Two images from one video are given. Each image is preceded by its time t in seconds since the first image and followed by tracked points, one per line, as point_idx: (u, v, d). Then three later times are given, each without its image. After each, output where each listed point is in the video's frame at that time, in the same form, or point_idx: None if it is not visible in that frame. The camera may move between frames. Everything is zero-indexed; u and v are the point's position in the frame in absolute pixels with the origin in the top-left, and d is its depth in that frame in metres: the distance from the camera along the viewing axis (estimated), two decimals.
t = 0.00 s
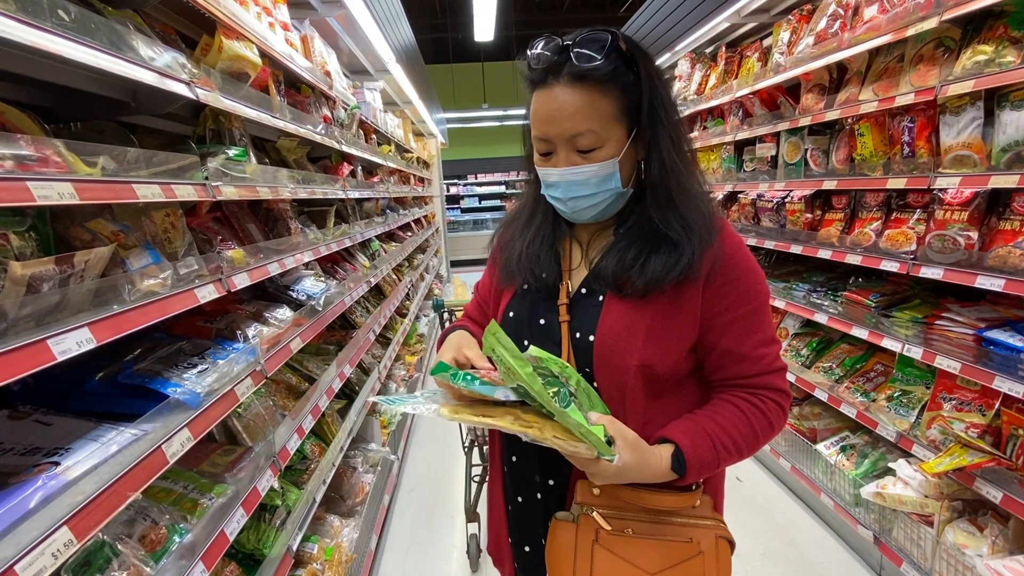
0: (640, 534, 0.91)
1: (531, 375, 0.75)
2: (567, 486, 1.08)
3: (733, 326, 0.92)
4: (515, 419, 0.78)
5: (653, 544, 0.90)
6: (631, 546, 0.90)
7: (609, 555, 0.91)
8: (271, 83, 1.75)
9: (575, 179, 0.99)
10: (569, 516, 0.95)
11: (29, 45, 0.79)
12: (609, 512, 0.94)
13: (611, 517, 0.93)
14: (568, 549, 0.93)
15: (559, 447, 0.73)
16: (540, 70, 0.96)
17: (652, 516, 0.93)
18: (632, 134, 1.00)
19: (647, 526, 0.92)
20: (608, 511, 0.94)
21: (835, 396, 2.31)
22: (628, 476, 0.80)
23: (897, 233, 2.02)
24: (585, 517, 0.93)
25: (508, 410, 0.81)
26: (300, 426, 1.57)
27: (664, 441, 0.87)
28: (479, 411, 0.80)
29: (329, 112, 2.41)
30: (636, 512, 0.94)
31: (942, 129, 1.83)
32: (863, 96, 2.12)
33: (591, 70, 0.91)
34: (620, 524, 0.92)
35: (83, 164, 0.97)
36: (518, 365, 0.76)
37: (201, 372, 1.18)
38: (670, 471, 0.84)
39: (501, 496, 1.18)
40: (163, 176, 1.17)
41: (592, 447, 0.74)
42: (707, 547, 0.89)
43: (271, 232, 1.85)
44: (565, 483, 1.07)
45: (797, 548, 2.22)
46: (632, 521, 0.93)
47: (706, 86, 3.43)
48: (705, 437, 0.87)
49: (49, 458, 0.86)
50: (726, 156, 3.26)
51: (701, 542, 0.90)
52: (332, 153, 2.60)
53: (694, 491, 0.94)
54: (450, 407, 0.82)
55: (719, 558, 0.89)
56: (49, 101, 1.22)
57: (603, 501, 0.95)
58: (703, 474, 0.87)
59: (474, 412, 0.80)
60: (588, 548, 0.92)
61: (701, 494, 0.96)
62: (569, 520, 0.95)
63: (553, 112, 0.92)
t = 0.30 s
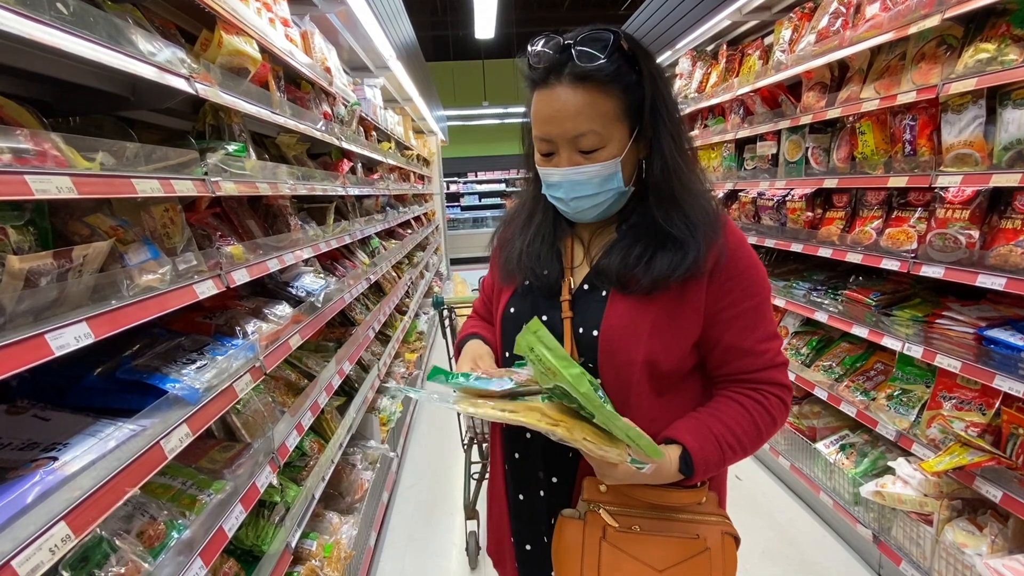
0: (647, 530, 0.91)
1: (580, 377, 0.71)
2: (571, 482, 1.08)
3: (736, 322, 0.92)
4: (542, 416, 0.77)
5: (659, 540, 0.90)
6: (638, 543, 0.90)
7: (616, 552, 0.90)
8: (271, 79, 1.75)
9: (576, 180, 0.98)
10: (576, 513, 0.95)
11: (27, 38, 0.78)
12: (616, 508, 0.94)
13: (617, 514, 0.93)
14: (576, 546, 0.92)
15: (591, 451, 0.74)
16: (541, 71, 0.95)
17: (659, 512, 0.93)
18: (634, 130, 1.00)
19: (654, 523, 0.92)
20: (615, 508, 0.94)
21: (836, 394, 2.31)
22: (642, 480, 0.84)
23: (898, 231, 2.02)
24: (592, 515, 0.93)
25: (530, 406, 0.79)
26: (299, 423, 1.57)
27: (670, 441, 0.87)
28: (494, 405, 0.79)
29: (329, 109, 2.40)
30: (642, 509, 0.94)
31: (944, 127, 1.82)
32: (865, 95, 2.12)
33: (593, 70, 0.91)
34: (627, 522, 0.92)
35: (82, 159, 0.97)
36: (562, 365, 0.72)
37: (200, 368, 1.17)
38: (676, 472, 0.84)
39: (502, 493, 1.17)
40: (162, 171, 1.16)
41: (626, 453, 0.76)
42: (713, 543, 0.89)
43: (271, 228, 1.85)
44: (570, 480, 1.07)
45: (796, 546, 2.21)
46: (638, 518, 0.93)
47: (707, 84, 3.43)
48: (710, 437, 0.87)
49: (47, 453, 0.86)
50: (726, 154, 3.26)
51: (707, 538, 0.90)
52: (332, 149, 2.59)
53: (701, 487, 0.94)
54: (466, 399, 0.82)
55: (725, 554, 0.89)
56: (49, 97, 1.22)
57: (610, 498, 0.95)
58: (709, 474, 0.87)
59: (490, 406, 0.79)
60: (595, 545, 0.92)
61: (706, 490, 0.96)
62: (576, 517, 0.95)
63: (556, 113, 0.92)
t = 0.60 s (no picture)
0: (648, 528, 0.91)
1: (615, 387, 0.71)
2: (571, 479, 1.08)
3: (737, 319, 0.92)
4: (563, 422, 0.77)
5: (660, 538, 0.89)
6: (639, 540, 0.90)
7: (616, 549, 0.90)
8: (270, 74, 1.74)
9: (576, 174, 0.98)
10: (575, 510, 0.94)
11: (23, 29, 0.78)
12: (616, 506, 0.93)
13: (618, 511, 0.92)
14: (576, 542, 0.92)
15: (613, 460, 0.75)
16: (540, 65, 0.94)
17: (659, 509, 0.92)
18: (633, 126, 0.99)
19: (655, 520, 0.91)
20: (615, 505, 0.93)
21: (835, 393, 2.32)
22: (657, 486, 0.87)
23: (898, 230, 2.02)
24: (592, 511, 0.92)
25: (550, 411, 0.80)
26: (298, 419, 1.57)
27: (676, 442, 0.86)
28: (511, 408, 0.80)
29: (329, 104, 2.39)
30: (643, 506, 0.93)
31: (945, 125, 1.82)
32: (866, 92, 2.11)
33: (591, 64, 0.90)
34: (628, 519, 0.91)
35: (78, 152, 0.96)
36: (595, 374, 0.72)
37: (198, 364, 1.17)
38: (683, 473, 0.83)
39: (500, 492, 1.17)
40: (159, 164, 1.15)
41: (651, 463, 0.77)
42: (713, 540, 0.89)
43: (270, 224, 1.84)
44: (570, 476, 1.07)
45: (795, 545, 2.21)
46: (639, 515, 0.92)
47: (707, 82, 3.42)
48: (714, 436, 0.86)
49: (43, 449, 0.85)
50: (726, 152, 3.25)
51: (708, 535, 0.90)
52: (332, 145, 2.58)
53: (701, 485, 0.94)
54: (484, 402, 0.82)
55: (725, 551, 0.89)
56: (44, 88, 1.21)
57: (610, 495, 0.95)
58: (716, 474, 0.86)
59: (508, 409, 0.79)
60: (595, 543, 0.91)
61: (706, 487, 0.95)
62: (576, 514, 0.94)
63: (555, 107, 0.91)
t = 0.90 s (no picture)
0: (647, 527, 0.90)
1: (644, 401, 0.70)
2: (569, 478, 1.07)
3: (738, 316, 0.91)
4: (582, 434, 0.76)
5: (659, 537, 0.89)
6: (637, 538, 0.89)
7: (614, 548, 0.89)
8: (266, 68, 1.72)
9: (571, 173, 0.97)
10: (573, 508, 0.94)
11: (15, 20, 0.76)
12: (614, 504, 0.92)
13: (616, 510, 0.92)
14: (574, 541, 0.91)
15: (635, 473, 0.75)
16: (530, 65, 0.93)
17: (659, 508, 0.91)
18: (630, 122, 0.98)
19: (654, 519, 0.91)
20: (613, 503, 0.92)
21: (833, 391, 2.32)
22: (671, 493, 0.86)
23: (897, 228, 2.01)
24: (590, 510, 0.92)
25: (567, 422, 0.78)
26: (294, 416, 1.56)
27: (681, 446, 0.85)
28: (527, 419, 0.78)
29: (326, 100, 2.37)
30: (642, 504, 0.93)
31: (944, 124, 1.81)
32: (866, 90, 2.10)
33: (582, 62, 0.89)
34: (626, 517, 0.91)
35: (71, 145, 0.94)
36: (623, 387, 0.70)
37: (192, 360, 1.16)
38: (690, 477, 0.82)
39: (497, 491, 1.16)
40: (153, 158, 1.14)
41: (670, 476, 0.77)
42: (712, 539, 0.89)
43: (266, 220, 1.83)
44: (567, 476, 1.06)
45: (791, 543, 2.21)
46: (637, 514, 0.91)
47: (707, 79, 3.41)
48: (719, 436, 0.85)
49: (34, 445, 0.84)
50: (725, 150, 3.25)
51: (706, 534, 0.89)
52: (329, 141, 2.57)
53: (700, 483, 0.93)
54: (499, 413, 0.80)
55: (723, 549, 0.89)
56: (36, 81, 1.20)
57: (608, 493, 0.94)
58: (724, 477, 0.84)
59: (526, 421, 0.78)
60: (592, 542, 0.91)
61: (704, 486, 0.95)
62: (573, 513, 0.93)
63: (547, 107, 0.90)
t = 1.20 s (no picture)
0: (642, 527, 0.90)
1: (644, 405, 0.69)
2: (563, 477, 1.06)
3: (735, 315, 0.90)
4: (579, 435, 0.75)
5: (654, 537, 0.88)
6: (632, 539, 0.89)
7: (609, 549, 0.89)
8: (262, 63, 1.70)
9: (568, 170, 0.97)
10: (568, 508, 0.93)
11: (6, 11, 0.75)
12: (610, 504, 0.92)
13: (612, 510, 0.91)
14: (568, 541, 0.91)
15: (631, 476, 0.75)
16: (527, 60, 0.92)
17: (655, 509, 0.91)
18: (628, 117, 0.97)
19: (648, 519, 0.90)
20: (609, 504, 0.92)
21: (829, 390, 2.32)
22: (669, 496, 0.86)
23: (895, 227, 2.01)
24: (585, 510, 0.91)
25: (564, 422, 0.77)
26: (289, 414, 1.55)
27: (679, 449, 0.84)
28: (524, 419, 0.77)
29: (322, 95, 2.36)
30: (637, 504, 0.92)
31: (943, 122, 1.81)
32: (864, 89, 2.10)
33: (579, 58, 0.88)
34: (621, 518, 0.90)
35: (62, 138, 0.93)
36: (623, 391, 0.69)
37: (185, 357, 1.15)
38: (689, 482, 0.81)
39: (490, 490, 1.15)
40: (146, 152, 1.13)
41: (667, 480, 0.77)
42: (707, 540, 0.88)
43: (261, 216, 1.81)
44: (562, 475, 1.06)
45: (788, 542, 2.21)
46: (633, 514, 0.91)
47: (705, 77, 3.40)
48: (716, 438, 0.84)
49: (23, 442, 0.83)
50: (723, 148, 3.24)
51: (702, 534, 0.89)
52: (325, 137, 2.55)
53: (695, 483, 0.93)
54: (495, 413, 0.79)
55: (718, 550, 0.89)
56: (27, 72, 1.18)
57: (604, 493, 0.94)
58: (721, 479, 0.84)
59: (522, 421, 0.77)
60: (587, 542, 0.90)
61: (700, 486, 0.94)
62: (568, 513, 0.92)
63: (542, 103, 0.90)
